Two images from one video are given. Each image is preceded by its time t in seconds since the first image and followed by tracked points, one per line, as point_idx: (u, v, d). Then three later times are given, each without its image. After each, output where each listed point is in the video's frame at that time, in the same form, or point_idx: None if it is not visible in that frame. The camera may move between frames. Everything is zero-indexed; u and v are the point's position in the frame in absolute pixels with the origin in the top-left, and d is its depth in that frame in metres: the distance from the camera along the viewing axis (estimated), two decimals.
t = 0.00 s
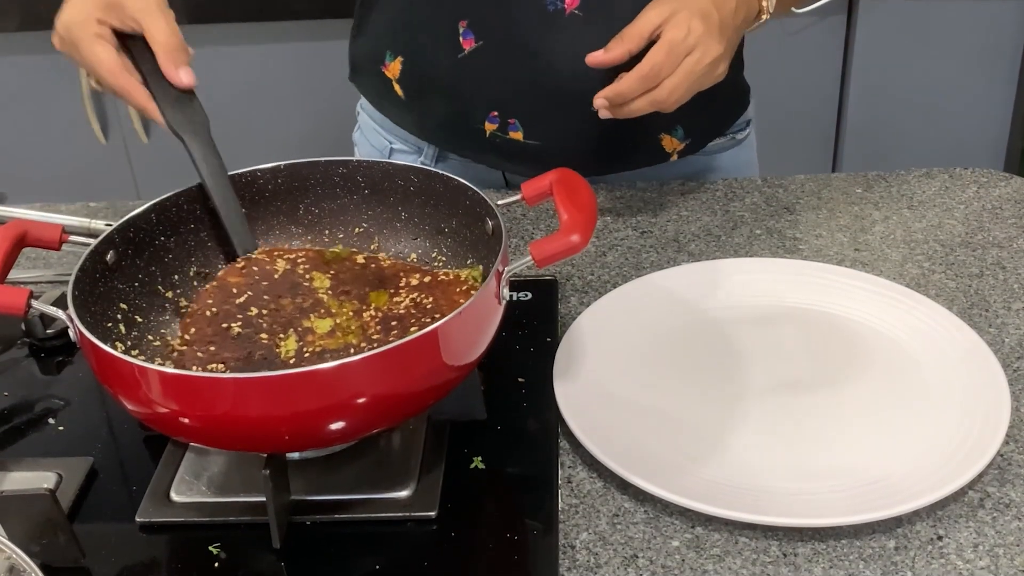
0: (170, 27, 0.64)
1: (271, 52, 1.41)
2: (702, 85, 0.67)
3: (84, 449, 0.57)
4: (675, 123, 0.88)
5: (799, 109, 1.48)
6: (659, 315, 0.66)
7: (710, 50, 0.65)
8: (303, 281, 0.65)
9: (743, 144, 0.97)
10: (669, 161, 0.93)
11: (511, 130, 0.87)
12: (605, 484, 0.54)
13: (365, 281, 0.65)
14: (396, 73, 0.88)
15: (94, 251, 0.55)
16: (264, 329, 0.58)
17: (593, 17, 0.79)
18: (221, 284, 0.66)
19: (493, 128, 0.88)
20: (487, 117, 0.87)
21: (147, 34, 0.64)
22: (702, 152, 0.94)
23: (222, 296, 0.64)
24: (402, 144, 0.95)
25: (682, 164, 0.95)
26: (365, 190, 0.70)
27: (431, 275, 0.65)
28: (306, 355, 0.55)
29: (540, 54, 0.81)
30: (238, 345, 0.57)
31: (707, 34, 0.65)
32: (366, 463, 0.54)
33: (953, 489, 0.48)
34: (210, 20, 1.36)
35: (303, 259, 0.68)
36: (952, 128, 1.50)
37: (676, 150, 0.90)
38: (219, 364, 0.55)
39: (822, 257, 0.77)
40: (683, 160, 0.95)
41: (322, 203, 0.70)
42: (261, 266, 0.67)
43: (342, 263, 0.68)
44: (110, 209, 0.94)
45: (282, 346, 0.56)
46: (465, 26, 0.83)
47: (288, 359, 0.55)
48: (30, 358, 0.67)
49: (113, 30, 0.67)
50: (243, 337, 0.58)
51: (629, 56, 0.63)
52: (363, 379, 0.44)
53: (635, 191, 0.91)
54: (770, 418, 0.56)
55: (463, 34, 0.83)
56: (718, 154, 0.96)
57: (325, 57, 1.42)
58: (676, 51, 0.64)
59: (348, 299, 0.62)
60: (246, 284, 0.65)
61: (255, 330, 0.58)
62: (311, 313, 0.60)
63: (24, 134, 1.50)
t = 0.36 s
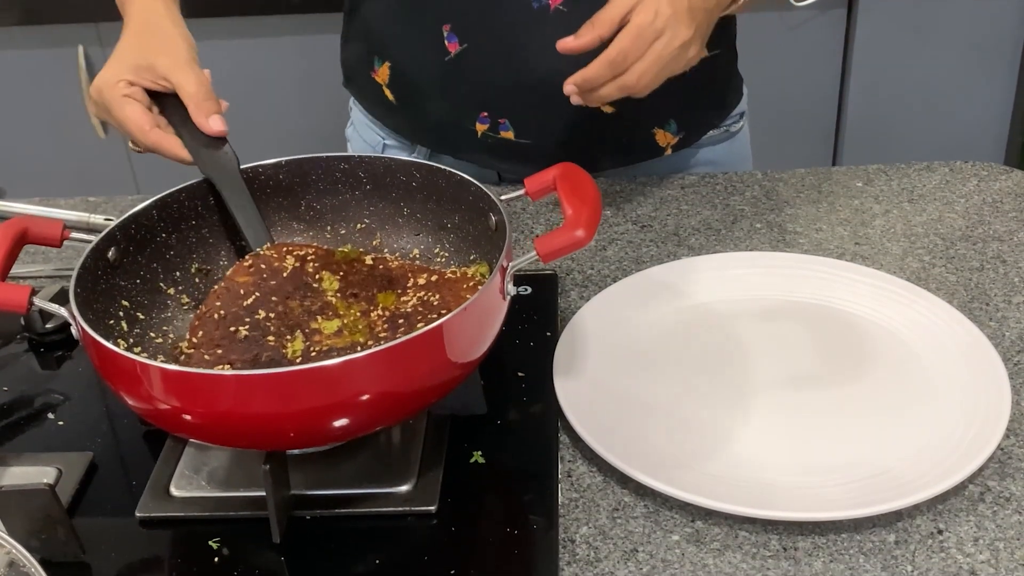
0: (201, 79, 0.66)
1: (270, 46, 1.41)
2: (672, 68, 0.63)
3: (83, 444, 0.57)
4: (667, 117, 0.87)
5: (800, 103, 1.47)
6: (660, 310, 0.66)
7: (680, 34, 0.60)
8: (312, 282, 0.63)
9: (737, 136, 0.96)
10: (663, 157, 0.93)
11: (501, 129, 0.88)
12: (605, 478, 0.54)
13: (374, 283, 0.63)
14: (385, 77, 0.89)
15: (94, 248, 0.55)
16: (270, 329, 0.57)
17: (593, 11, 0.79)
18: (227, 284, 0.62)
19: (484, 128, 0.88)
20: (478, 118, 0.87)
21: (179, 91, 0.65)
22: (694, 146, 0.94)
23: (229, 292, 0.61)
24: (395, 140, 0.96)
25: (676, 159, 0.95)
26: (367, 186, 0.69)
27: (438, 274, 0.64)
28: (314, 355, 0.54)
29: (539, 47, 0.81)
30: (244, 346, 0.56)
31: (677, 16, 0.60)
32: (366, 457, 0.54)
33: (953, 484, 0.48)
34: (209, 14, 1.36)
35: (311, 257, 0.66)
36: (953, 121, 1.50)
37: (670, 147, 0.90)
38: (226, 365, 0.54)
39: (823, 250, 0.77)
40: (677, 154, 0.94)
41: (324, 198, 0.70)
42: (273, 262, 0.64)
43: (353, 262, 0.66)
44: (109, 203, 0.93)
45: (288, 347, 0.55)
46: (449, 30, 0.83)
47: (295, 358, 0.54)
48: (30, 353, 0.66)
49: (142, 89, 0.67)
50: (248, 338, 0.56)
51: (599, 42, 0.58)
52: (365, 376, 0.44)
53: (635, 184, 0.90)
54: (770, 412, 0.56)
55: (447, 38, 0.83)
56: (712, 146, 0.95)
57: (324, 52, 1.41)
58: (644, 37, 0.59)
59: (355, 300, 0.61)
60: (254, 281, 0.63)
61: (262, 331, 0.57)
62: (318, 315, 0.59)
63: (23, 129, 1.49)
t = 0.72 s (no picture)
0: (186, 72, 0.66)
1: (269, 40, 1.40)
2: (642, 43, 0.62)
3: (83, 438, 0.57)
4: (656, 107, 0.88)
5: (801, 96, 1.47)
6: (660, 304, 0.66)
7: (652, 5, 0.60)
8: (293, 236, 0.60)
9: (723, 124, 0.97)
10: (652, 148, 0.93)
11: (491, 124, 0.88)
12: (604, 472, 0.54)
13: (358, 242, 0.61)
14: (372, 80, 0.90)
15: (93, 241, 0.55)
16: (248, 274, 0.55)
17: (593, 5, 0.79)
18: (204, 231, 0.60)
19: (474, 124, 0.89)
20: (467, 114, 0.88)
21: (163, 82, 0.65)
22: (683, 136, 0.94)
23: (206, 243, 0.59)
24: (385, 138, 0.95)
25: (666, 150, 0.95)
26: (366, 179, 0.69)
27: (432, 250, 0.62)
28: (294, 301, 0.52)
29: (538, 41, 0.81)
30: (222, 293, 0.54)
31: None
32: (366, 452, 0.54)
33: (953, 477, 0.48)
34: (208, 8, 1.35)
35: (292, 214, 0.63)
36: (953, 114, 1.50)
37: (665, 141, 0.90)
38: (202, 311, 0.53)
39: (823, 244, 0.77)
40: (666, 145, 0.95)
41: (323, 193, 0.69)
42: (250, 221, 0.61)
43: (335, 224, 0.63)
44: (109, 197, 0.93)
45: (266, 293, 0.53)
46: (435, 28, 0.84)
47: (272, 305, 0.52)
48: (30, 347, 0.66)
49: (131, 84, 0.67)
50: (225, 286, 0.54)
51: (571, 16, 0.58)
52: (365, 370, 0.44)
53: (635, 178, 0.90)
54: (770, 406, 0.56)
55: (435, 35, 0.84)
56: (699, 136, 0.95)
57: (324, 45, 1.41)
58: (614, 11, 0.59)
59: (338, 255, 0.58)
60: (231, 235, 0.60)
61: (239, 278, 0.55)
62: (298, 265, 0.57)
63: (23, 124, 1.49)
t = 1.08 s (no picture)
0: (168, 47, 0.67)
1: (269, 37, 1.40)
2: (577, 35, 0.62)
3: (83, 435, 0.57)
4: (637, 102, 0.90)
5: (800, 93, 1.47)
6: (659, 301, 0.66)
7: None
8: (265, 199, 0.59)
9: (708, 118, 0.97)
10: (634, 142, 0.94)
11: (472, 122, 0.91)
12: (604, 468, 0.54)
13: (331, 196, 0.60)
14: (353, 83, 0.93)
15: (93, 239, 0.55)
16: (219, 239, 0.55)
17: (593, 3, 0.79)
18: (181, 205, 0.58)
19: (455, 123, 0.91)
20: (448, 113, 0.91)
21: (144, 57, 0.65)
22: (667, 128, 0.95)
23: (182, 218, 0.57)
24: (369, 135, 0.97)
25: (648, 143, 0.95)
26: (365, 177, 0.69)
27: (403, 196, 0.61)
28: (261, 267, 0.52)
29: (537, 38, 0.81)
30: (195, 266, 0.54)
31: None
32: (366, 449, 0.54)
33: (952, 474, 0.48)
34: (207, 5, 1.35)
35: (265, 174, 0.61)
36: (953, 111, 1.50)
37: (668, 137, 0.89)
38: (175, 287, 0.53)
39: (822, 241, 0.77)
40: (649, 139, 0.95)
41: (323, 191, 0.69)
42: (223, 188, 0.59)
43: (309, 179, 0.62)
44: (109, 194, 0.93)
45: (235, 262, 0.53)
46: (409, 30, 0.86)
47: (241, 275, 0.52)
48: (30, 344, 0.66)
49: (116, 63, 0.67)
50: (198, 256, 0.54)
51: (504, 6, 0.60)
52: (365, 367, 0.44)
53: (635, 175, 0.90)
54: (770, 403, 0.56)
55: (409, 37, 0.87)
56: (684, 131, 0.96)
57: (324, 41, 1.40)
58: None
59: (309, 213, 0.57)
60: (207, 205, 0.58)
61: (212, 247, 0.54)
62: (268, 229, 0.56)
63: (22, 120, 1.49)
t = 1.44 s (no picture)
0: None
1: (269, 35, 1.40)
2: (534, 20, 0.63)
3: (83, 434, 0.57)
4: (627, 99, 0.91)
5: (800, 92, 1.47)
6: (659, 300, 0.66)
7: None
8: (270, 114, 0.58)
9: (698, 114, 0.97)
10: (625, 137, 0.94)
11: (463, 120, 0.91)
12: (604, 467, 0.54)
13: (339, 108, 0.59)
14: (342, 82, 0.94)
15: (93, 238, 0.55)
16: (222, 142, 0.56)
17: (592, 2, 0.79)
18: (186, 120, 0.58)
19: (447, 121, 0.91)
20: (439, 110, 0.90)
21: None
22: (657, 124, 0.95)
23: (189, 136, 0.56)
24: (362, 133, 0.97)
25: (638, 139, 0.95)
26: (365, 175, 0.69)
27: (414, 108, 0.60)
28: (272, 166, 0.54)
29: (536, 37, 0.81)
30: (202, 174, 0.54)
31: None
32: (366, 448, 0.54)
33: (952, 473, 0.48)
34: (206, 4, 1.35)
35: (270, 94, 0.60)
36: (952, 109, 1.50)
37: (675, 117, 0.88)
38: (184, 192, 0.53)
39: (822, 240, 0.77)
40: (640, 134, 0.94)
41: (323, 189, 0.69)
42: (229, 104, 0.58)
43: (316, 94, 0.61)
44: (109, 193, 0.93)
45: (244, 166, 0.54)
46: (398, 28, 0.86)
47: (251, 174, 0.53)
48: (30, 343, 0.66)
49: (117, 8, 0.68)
50: (203, 166, 0.54)
51: None
52: (366, 366, 0.44)
53: (635, 174, 0.90)
54: (770, 401, 0.56)
55: (399, 35, 0.87)
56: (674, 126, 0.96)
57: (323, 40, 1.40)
58: None
59: (317, 125, 0.57)
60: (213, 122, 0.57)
61: (219, 154, 0.55)
62: (275, 136, 0.56)
63: (23, 118, 1.49)
